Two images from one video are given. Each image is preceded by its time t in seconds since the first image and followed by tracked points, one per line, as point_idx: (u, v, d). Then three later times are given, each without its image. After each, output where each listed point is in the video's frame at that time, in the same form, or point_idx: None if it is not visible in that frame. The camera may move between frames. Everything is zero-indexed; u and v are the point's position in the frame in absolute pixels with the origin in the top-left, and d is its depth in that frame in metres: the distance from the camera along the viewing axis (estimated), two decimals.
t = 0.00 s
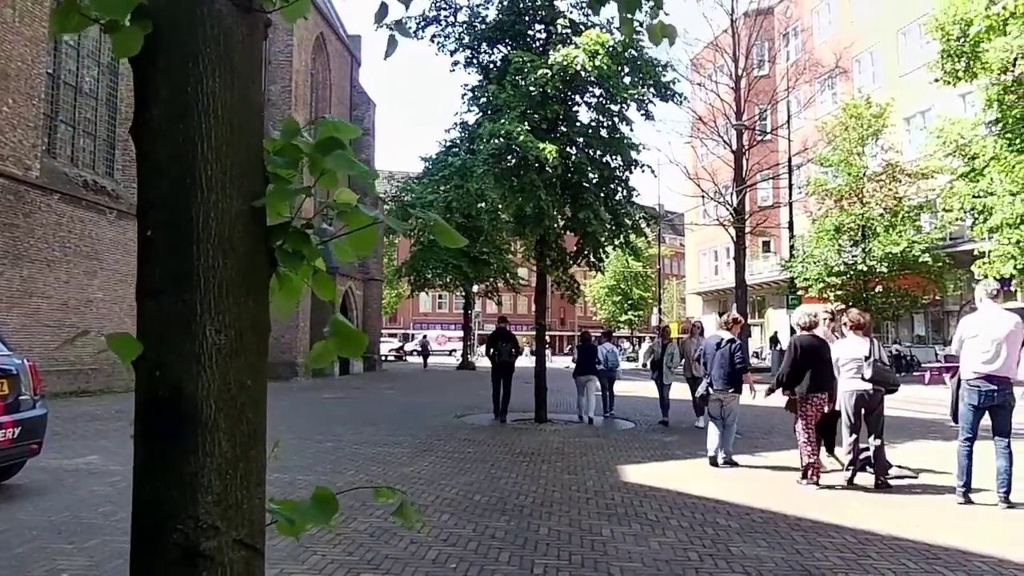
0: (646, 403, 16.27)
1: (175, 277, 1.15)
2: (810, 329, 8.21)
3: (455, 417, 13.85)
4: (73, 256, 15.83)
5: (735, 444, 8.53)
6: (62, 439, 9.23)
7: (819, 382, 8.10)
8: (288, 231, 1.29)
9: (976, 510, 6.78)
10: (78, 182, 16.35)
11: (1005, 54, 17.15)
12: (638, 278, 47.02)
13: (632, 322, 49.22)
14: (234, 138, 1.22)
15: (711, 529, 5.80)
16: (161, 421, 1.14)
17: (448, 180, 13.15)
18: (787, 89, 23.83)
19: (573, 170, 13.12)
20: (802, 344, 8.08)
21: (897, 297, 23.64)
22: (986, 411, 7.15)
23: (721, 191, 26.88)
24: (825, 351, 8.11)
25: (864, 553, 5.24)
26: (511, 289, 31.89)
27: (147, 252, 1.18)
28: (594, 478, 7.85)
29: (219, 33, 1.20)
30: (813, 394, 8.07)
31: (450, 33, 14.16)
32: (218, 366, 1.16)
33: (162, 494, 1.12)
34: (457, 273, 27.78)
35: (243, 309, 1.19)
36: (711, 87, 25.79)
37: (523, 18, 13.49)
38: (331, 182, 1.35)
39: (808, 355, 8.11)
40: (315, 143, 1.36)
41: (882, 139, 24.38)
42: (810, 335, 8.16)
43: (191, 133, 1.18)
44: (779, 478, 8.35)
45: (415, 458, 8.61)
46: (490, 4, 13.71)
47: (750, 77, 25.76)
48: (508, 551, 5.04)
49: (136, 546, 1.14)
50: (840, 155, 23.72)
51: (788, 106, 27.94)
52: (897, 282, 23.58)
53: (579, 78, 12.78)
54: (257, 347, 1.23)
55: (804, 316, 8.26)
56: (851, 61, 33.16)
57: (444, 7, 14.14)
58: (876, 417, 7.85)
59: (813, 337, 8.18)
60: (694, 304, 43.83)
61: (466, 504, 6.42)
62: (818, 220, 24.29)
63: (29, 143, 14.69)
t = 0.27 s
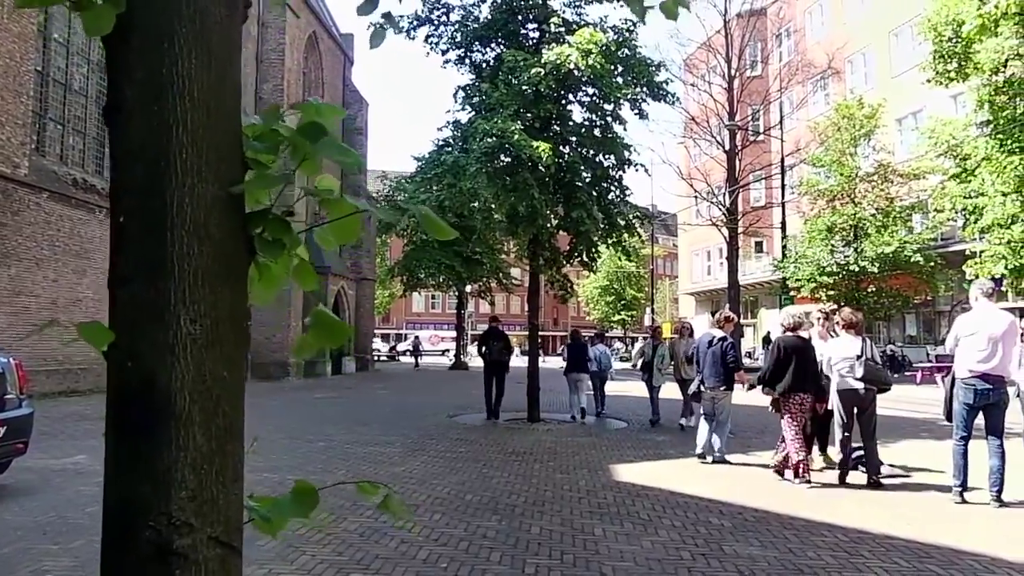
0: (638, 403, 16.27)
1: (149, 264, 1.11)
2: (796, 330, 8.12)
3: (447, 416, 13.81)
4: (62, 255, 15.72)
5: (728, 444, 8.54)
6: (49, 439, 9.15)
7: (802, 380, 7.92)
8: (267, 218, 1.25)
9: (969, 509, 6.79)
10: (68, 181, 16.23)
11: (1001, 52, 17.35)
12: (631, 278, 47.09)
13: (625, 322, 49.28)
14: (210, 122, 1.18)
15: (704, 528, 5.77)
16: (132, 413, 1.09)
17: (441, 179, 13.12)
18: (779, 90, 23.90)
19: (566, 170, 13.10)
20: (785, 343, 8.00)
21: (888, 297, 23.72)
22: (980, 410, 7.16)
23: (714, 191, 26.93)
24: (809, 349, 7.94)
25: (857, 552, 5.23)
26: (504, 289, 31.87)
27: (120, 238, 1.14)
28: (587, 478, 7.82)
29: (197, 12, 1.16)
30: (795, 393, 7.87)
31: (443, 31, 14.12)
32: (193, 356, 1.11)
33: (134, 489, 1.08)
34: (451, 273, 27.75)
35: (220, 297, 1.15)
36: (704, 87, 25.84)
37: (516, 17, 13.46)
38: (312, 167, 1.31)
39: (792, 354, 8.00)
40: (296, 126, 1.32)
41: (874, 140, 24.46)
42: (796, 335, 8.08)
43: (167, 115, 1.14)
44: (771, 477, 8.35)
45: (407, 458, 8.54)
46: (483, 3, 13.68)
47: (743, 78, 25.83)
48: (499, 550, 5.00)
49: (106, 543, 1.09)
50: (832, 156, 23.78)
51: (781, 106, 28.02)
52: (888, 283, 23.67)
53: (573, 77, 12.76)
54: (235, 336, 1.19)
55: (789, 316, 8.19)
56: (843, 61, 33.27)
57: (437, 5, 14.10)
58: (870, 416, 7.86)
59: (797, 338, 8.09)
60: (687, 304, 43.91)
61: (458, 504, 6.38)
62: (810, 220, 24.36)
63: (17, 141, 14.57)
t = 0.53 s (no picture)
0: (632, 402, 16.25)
1: (108, 244, 1.05)
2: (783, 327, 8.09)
3: (440, 416, 13.74)
4: (51, 253, 15.60)
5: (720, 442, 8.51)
6: (36, 438, 9.05)
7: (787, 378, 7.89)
8: (235, 197, 1.20)
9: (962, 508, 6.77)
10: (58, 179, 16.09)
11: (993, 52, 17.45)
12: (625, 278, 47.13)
13: (619, 322, 49.30)
14: (172, 96, 1.12)
15: (696, 527, 5.73)
16: (91, 399, 1.04)
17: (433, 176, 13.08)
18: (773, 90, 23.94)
19: (559, 169, 13.06)
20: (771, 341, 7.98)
21: (881, 297, 23.76)
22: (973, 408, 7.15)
23: (707, 191, 26.95)
24: (794, 347, 7.92)
25: (850, 550, 5.19)
26: (498, 289, 31.82)
27: (78, 217, 1.08)
28: (579, 476, 7.77)
29: None
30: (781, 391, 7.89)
31: (436, 29, 14.05)
32: (155, 340, 1.06)
33: (91, 479, 1.02)
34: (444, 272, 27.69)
35: (185, 279, 1.09)
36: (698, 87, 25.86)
37: (510, 15, 13.40)
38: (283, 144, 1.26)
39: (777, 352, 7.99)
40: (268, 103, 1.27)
41: (867, 140, 24.50)
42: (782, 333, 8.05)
43: (128, 86, 1.08)
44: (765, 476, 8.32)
45: (397, 457, 8.48)
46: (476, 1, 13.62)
47: (736, 78, 25.87)
48: (490, 550, 4.94)
49: (62, 536, 1.04)
50: (825, 156, 23.82)
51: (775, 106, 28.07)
52: (881, 283, 23.72)
53: (566, 75, 12.71)
54: (200, 318, 1.13)
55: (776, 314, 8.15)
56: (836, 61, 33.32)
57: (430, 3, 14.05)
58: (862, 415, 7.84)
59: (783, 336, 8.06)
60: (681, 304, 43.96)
61: (449, 503, 6.32)
62: (803, 220, 24.40)
63: (6, 138, 14.44)
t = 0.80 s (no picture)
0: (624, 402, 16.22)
1: (31, 226, 0.96)
2: (768, 326, 8.10)
3: (431, 415, 13.66)
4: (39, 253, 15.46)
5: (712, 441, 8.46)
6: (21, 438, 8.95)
7: (772, 376, 7.98)
8: (180, 176, 1.14)
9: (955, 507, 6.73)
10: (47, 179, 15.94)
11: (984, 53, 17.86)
12: (619, 278, 47.17)
13: (613, 322, 49.31)
14: (105, 71, 1.03)
15: (687, 527, 5.66)
16: (10, 398, 0.94)
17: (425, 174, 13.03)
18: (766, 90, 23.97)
19: (551, 167, 13.00)
20: (755, 341, 7.97)
21: (875, 297, 23.80)
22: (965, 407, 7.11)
23: (702, 191, 26.95)
24: (779, 346, 7.94)
25: (842, 550, 5.13)
26: (491, 288, 31.76)
27: None
28: (569, 476, 7.70)
29: None
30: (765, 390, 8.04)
31: (428, 27, 13.97)
32: (83, 331, 0.98)
33: (5, 483, 0.92)
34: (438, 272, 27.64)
35: (118, 264, 1.03)
36: (692, 87, 25.85)
37: (502, 13, 13.33)
38: (230, 124, 1.20)
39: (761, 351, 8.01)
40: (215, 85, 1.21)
41: (860, 140, 24.54)
42: (768, 331, 8.05)
43: (55, 54, 0.98)
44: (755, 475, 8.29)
45: (387, 457, 8.40)
46: None
47: (730, 78, 25.89)
48: (477, 550, 4.88)
49: None
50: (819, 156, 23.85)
51: (768, 106, 28.11)
52: (874, 283, 23.75)
53: (558, 73, 12.63)
54: (138, 308, 1.06)
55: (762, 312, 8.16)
56: (830, 61, 33.37)
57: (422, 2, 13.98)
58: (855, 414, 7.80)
59: (768, 334, 8.07)
60: (675, 303, 44.02)
61: (437, 503, 6.24)
62: (797, 220, 24.42)
63: None
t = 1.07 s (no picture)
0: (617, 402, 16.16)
1: None
2: (753, 328, 8.10)
3: (422, 417, 13.55)
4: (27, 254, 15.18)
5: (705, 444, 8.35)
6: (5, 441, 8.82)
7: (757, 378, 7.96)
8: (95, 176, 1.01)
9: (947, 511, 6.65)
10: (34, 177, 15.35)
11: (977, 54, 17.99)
12: (613, 278, 47.15)
13: (607, 322, 49.30)
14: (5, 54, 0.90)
15: (676, 532, 5.58)
16: None
17: (415, 174, 12.94)
18: (760, 90, 23.94)
19: (543, 167, 12.90)
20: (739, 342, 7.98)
21: (868, 297, 23.81)
22: (957, 409, 7.05)
23: (696, 191, 26.90)
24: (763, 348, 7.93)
25: (833, 556, 5.04)
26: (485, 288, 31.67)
27: None
28: (559, 479, 7.61)
29: None
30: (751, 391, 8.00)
31: (419, 26, 13.86)
32: None
33: None
34: (432, 272, 27.54)
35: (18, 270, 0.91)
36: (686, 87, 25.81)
37: (493, 11, 13.24)
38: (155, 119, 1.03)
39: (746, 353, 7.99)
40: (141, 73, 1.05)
41: (854, 140, 24.51)
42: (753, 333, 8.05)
43: None
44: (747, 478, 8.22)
45: (374, 460, 8.29)
46: None
47: (724, 78, 25.86)
48: (461, 557, 4.77)
49: None
50: (813, 156, 23.82)
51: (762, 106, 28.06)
52: (868, 283, 23.74)
53: (550, 72, 12.53)
54: (45, 318, 0.96)
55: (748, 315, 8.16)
56: (824, 62, 33.35)
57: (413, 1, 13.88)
58: (848, 416, 7.70)
59: (753, 336, 8.06)
60: (669, 303, 44.01)
61: (423, 508, 6.13)
62: (790, 220, 24.40)
63: None
